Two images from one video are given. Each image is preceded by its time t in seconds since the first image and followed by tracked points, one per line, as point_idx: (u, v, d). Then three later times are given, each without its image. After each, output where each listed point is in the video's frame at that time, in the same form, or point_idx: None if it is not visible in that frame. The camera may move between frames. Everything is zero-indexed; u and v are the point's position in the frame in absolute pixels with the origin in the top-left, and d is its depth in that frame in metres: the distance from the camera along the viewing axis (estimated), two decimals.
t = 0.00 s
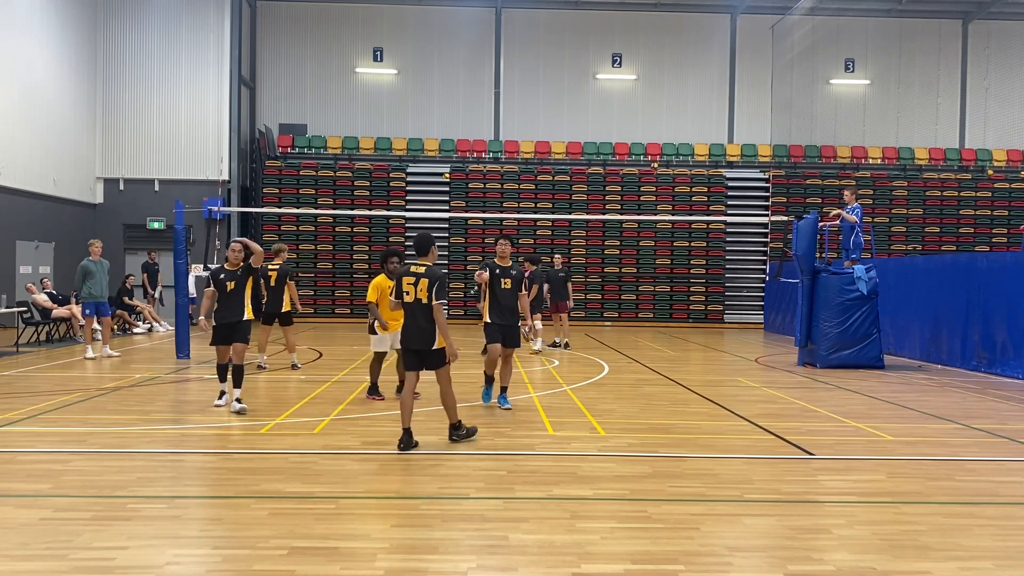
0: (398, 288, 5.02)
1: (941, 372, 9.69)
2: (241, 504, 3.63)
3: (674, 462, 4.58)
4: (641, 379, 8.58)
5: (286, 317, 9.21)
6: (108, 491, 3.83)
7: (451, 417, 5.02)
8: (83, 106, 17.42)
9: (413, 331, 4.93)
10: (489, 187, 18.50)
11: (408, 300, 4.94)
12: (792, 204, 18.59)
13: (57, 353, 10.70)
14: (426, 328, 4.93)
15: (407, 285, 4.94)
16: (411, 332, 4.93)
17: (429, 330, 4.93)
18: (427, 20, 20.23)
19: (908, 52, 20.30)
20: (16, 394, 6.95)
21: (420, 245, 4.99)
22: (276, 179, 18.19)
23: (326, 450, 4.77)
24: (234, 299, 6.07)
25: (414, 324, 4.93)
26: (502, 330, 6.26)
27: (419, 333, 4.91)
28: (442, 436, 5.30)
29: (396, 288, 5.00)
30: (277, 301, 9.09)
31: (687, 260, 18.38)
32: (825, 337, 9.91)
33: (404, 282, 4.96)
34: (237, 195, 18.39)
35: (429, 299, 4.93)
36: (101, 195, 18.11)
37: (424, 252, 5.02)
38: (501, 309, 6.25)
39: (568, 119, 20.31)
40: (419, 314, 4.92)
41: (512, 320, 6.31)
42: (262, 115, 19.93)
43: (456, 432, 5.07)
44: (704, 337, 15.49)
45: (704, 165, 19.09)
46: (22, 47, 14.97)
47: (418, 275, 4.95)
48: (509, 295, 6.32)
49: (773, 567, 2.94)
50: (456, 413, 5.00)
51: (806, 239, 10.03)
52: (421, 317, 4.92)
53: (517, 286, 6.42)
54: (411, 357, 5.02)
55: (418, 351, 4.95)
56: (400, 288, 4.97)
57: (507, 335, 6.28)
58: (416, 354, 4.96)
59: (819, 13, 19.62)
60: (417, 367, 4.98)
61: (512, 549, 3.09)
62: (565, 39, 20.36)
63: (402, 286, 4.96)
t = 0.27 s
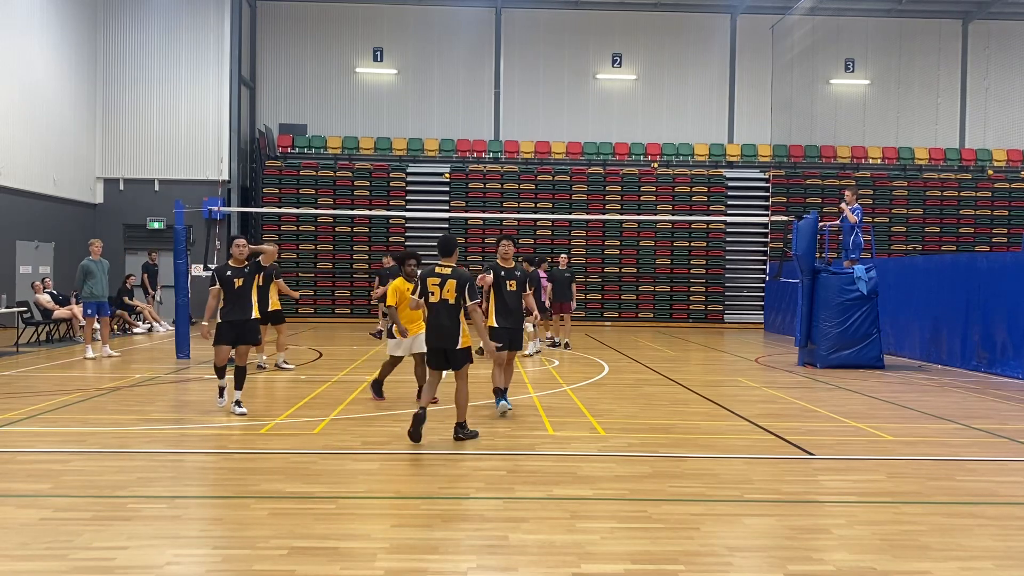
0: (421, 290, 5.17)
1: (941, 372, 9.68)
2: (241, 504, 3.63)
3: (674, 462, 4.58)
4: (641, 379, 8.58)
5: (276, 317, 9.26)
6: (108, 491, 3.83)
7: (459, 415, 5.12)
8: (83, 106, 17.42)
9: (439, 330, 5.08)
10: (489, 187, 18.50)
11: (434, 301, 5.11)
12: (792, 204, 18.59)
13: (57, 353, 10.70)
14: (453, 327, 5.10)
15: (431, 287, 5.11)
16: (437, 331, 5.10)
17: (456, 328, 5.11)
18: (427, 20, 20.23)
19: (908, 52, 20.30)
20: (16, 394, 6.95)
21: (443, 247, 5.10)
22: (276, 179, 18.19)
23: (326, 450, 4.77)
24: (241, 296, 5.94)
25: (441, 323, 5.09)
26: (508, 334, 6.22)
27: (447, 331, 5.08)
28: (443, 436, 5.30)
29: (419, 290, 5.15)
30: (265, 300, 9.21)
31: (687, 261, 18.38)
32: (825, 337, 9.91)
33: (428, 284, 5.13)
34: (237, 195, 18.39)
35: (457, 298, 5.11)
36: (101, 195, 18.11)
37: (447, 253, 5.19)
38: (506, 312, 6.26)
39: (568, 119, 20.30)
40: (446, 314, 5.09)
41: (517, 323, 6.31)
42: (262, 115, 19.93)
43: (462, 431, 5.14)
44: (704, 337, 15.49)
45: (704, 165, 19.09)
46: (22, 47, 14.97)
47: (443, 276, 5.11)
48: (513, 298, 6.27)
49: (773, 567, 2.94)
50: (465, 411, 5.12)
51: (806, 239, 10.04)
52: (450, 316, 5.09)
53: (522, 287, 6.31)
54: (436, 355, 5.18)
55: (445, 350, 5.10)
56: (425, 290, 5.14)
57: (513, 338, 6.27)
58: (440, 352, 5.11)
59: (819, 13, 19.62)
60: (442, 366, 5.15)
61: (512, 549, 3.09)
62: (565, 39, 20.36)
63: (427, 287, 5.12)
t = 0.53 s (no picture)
0: (438, 289, 5.36)
1: (941, 372, 9.68)
2: (241, 504, 3.63)
3: (674, 463, 4.58)
4: (641, 379, 8.58)
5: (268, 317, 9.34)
6: (108, 491, 3.83)
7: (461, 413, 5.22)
8: (83, 105, 17.41)
9: (460, 328, 5.34)
10: (489, 187, 18.50)
11: (454, 298, 5.34)
12: (792, 204, 18.59)
13: (56, 353, 10.69)
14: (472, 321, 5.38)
15: (450, 285, 5.33)
16: (458, 327, 5.34)
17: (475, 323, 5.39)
18: (427, 20, 20.22)
19: (908, 52, 20.30)
20: (17, 394, 6.95)
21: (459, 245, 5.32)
22: (276, 179, 18.19)
23: (326, 450, 4.77)
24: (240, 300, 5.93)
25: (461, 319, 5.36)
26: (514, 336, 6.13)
27: (467, 326, 5.35)
28: (443, 435, 5.30)
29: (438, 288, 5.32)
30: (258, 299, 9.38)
31: (687, 260, 18.38)
32: (825, 337, 9.91)
33: (447, 282, 5.34)
34: (237, 195, 18.39)
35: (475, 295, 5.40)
36: (101, 195, 18.11)
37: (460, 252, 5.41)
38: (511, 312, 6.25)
39: (568, 119, 20.30)
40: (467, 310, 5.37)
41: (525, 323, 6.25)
42: (262, 115, 19.93)
43: (462, 429, 5.17)
44: (704, 337, 15.49)
45: (704, 165, 19.09)
46: (22, 47, 14.98)
47: (462, 275, 5.37)
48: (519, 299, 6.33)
49: (773, 567, 2.94)
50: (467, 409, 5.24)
51: (806, 239, 10.04)
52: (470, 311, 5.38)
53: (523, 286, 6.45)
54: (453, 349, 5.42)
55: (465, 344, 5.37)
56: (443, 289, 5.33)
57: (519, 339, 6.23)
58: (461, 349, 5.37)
59: (819, 13, 19.62)
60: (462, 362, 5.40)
61: (512, 549, 3.09)
62: (565, 39, 20.35)
63: (446, 286, 5.32)
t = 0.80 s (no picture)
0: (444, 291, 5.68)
1: (941, 372, 9.68)
2: (241, 504, 3.63)
3: (674, 462, 4.58)
4: (641, 379, 8.58)
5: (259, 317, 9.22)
6: (108, 491, 3.83)
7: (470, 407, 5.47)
8: (83, 105, 17.41)
9: (465, 327, 5.68)
10: (489, 187, 18.50)
11: (460, 301, 5.66)
12: (792, 204, 18.59)
13: (57, 353, 10.69)
14: (478, 322, 5.70)
15: (456, 288, 5.64)
16: (465, 328, 5.68)
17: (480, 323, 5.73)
18: (427, 20, 20.22)
19: (908, 52, 20.30)
20: (17, 394, 6.94)
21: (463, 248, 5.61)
22: (276, 179, 18.20)
23: (326, 450, 4.77)
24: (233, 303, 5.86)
25: (468, 320, 5.68)
26: (515, 335, 6.11)
27: (475, 327, 5.69)
28: (443, 436, 5.30)
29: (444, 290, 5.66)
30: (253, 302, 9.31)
31: (687, 261, 18.38)
32: (825, 337, 9.91)
33: (453, 285, 5.65)
34: (237, 195, 18.39)
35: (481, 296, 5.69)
36: (101, 195, 18.11)
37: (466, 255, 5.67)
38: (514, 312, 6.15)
39: (568, 119, 20.30)
40: (473, 312, 5.68)
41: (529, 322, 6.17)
42: (262, 115, 19.93)
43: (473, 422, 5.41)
44: (704, 338, 15.48)
45: (704, 165, 19.10)
46: (22, 47, 14.98)
47: (466, 277, 5.67)
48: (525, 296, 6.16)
49: (773, 567, 2.94)
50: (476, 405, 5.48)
51: (806, 239, 10.04)
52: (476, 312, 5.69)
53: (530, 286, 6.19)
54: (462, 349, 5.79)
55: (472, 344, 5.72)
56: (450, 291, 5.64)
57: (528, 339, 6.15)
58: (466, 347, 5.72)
59: (819, 13, 19.62)
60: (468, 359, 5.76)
61: (512, 549, 3.09)
62: (564, 39, 20.35)
63: (451, 289, 5.64)
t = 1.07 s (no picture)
0: (449, 287, 5.69)
1: (940, 372, 9.69)
2: (242, 504, 3.64)
3: (674, 463, 4.58)
4: (641, 379, 8.58)
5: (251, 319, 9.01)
6: (108, 491, 3.83)
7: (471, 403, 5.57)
8: (83, 105, 17.41)
9: (470, 325, 5.68)
10: (489, 187, 18.50)
11: (465, 297, 5.67)
12: (792, 204, 18.58)
13: (57, 353, 10.69)
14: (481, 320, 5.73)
15: (461, 285, 5.66)
16: (470, 324, 5.68)
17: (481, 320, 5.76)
18: (427, 20, 20.22)
19: (908, 52, 20.29)
20: (17, 394, 6.95)
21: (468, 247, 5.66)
22: (276, 179, 18.20)
23: (326, 450, 4.77)
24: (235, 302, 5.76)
25: (473, 316, 5.69)
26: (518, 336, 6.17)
27: (480, 324, 5.71)
28: (443, 436, 5.30)
29: (448, 287, 5.67)
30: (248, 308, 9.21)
31: (687, 261, 18.38)
32: (825, 337, 9.91)
33: (458, 281, 5.68)
34: (237, 195, 18.38)
35: (485, 294, 5.76)
36: (101, 195, 18.11)
37: (468, 253, 5.70)
38: (521, 312, 6.30)
39: (568, 119, 20.30)
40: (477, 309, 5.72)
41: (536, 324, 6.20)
42: (262, 115, 19.93)
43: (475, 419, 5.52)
44: (704, 338, 15.48)
45: (704, 165, 19.09)
46: (22, 47, 14.98)
47: (472, 275, 5.71)
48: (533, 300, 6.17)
49: (773, 567, 2.94)
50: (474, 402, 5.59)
51: (806, 239, 10.04)
52: (479, 309, 5.72)
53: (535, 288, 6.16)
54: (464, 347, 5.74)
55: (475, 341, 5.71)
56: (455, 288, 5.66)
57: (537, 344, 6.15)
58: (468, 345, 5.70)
59: (819, 13, 19.62)
60: (468, 357, 5.74)
61: (512, 549, 3.09)
62: (564, 39, 20.35)
63: (456, 285, 5.66)
